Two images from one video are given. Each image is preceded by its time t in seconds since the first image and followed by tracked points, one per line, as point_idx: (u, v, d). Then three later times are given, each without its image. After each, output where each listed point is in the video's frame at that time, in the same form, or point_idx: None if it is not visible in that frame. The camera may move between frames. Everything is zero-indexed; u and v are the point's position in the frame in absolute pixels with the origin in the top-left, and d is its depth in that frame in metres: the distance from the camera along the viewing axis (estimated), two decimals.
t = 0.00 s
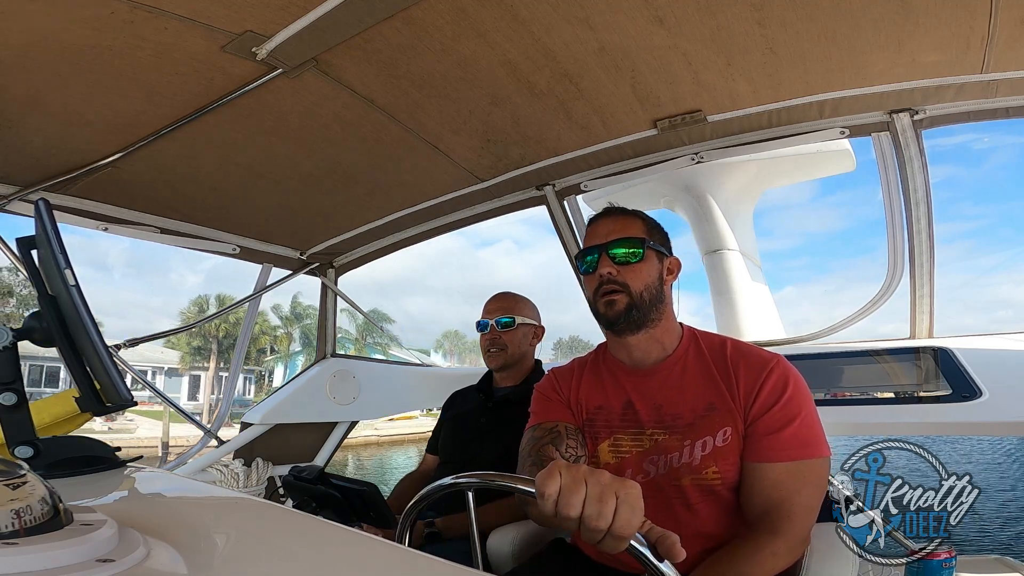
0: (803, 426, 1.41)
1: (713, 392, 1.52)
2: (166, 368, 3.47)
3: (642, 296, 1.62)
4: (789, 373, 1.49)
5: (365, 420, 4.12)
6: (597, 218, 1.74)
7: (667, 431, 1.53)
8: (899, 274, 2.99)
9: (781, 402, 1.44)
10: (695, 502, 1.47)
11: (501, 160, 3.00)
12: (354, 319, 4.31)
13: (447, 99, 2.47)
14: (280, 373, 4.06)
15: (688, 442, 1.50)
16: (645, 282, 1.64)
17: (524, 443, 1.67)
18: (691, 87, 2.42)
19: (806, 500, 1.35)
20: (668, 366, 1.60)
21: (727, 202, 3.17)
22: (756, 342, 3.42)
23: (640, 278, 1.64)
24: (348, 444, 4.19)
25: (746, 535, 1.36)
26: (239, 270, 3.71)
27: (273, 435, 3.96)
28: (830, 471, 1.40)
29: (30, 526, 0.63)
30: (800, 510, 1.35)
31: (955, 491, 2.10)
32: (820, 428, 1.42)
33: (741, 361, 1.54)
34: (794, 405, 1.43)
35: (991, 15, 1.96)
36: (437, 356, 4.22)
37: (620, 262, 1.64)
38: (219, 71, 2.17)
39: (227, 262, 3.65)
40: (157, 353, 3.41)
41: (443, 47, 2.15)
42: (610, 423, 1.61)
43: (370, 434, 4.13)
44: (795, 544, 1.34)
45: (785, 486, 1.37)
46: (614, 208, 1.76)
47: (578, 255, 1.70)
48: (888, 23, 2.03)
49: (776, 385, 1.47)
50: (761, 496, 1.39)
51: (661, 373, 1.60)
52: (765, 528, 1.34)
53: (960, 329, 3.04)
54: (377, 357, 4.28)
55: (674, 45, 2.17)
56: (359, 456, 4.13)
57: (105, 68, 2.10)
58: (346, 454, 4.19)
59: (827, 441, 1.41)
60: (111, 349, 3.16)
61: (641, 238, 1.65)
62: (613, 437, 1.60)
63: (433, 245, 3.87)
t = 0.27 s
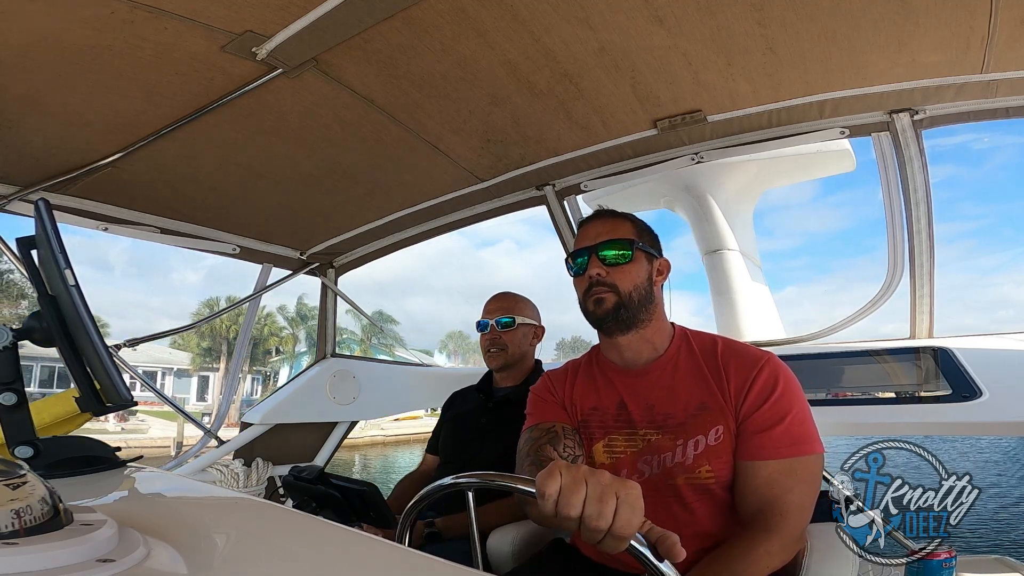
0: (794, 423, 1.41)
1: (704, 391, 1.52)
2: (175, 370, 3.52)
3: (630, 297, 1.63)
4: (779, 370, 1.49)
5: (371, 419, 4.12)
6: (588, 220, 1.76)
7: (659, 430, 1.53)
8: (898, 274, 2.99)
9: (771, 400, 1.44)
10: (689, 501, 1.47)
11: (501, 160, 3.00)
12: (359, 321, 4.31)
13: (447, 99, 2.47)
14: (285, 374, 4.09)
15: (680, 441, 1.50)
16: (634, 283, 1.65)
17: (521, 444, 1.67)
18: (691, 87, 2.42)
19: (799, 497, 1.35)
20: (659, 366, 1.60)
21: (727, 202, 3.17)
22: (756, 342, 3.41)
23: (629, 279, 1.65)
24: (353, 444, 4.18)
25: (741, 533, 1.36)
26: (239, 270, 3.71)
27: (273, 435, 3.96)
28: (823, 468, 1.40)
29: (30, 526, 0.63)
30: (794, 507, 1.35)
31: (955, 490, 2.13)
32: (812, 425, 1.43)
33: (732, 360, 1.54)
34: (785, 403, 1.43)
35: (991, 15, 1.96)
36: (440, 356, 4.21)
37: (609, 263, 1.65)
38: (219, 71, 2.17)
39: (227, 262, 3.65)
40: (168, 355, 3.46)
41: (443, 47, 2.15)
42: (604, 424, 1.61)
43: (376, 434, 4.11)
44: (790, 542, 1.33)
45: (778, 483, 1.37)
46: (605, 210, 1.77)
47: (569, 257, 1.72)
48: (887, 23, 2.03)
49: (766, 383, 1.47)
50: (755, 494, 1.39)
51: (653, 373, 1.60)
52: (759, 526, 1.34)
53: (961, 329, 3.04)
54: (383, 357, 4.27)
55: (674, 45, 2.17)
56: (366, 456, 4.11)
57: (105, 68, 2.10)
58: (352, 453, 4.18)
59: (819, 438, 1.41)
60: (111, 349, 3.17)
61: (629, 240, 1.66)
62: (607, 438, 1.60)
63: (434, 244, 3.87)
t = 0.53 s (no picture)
0: (790, 422, 1.42)
1: (700, 391, 1.52)
2: (185, 370, 3.59)
3: (636, 299, 1.63)
4: (774, 369, 1.49)
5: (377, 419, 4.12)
6: (589, 220, 1.74)
7: (656, 431, 1.53)
8: (899, 275, 2.99)
9: (767, 400, 1.44)
10: (686, 502, 1.47)
11: (501, 160, 3.00)
12: (365, 318, 4.28)
13: (447, 99, 2.47)
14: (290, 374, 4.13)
15: (677, 442, 1.50)
16: (638, 284, 1.65)
17: (519, 446, 1.67)
18: (691, 87, 2.42)
19: (797, 496, 1.35)
20: (656, 367, 1.60)
21: (727, 202, 3.17)
22: (756, 342, 3.41)
23: (634, 280, 1.65)
24: (360, 442, 4.17)
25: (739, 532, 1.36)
26: (239, 270, 3.71)
27: (273, 435, 3.96)
28: (820, 467, 1.41)
29: (30, 526, 0.63)
30: (792, 506, 1.35)
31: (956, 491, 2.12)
32: (808, 424, 1.43)
33: (728, 359, 1.54)
34: (781, 401, 1.44)
35: (991, 15, 1.96)
36: (443, 356, 4.20)
37: (615, 264, 1.64)
38: (219, 71, 2.17)
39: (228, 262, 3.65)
40: (177, 356, 3.52)
41: (443, 47, 2.15)
42: (601, 425, 1.61)
43: (383, 434, 4.11)
44: (788, 541, 1.33)
45: (775, 483, 1.37)
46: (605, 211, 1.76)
47: (571, 256, 1.70)
48: (888, 23, 2.03)
49: (762, 382, 1.47)
50: (753, 494, 1.39)
51: (649, 373, 1.60)
52: (757, 525, 1.34)
53: (961, 329, 3.04)
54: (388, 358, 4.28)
55: (674, 45, 2.17)
56: (372, 456, 4.10)
57: (105, 68, 2.10)
58: (358, 452, 4.17)
59: (816, 436, 1.42)
60: (112, 348, 3.15)
61: (635, 241, 1.66)
62: (605, 439, 1.60)
63: (434, 244, 3.87)
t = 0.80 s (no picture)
0: (793, 425, 1.42)
1: (703, 393, 1.52)
2: (193, 370, 3.63)
3: (650, 301, 1.62)
4: (779, 373, 1.49)
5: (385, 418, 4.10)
6: (607, 215, 1.71)
7: (658, 433, 1.53)
8: (898, 275, 2.99)
9: (771, 403, 1.44)
10: (687, 504, 1.47)
11: (501, 160, 3.00)
12: (371, 318, 4.28)
13: (447, 99, 2.47)
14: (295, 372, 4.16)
15: (679, 444, 1.50)
16: (652, 287, 1.64)
17: (518, 446, 1.67)
18: (691, 87, 2.42)
19: (798, 500, 1.36)
20: (658, 368, 1.60)
21: (727, 202, 3.17)
22: (756, 342, 3.42)
23: (649, 282, 1.64)
24: (365, 442, 4.15)
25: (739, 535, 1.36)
26: (239, 270, 3.71)
27: (273, 435, 3.96)
28: (821, 471, 1.41)
29: (30, 526, 0.63)
30: (793, 510, 1.35)
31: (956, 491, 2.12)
32: (811, 428, 1.43)
33: (732, 361, 1.54)
34: (784, 404, 1.44)
35: (991, 15, 1.96)
36: (447, 357, 4.19)
37: (631, 264, 1.63)
38: (219, 71, 2.17)
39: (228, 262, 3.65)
40: (187, 357, 3.58)
41: (443, 47, 2.15)
42: (602, 426, 1.61)
43: (390, 433, 4.08)
44: (788, 544, 1.34)
45: (777, 486, 1.37)
46: (620, 207, 1.74)
47: (587, 252, 1.66)
48: (888, 23, 2.03)
49: (766, 385, 1.47)
50: (754, 496, 1.39)
51: (652, 375, 1.60)
52: (758, 528, 1.34)
53: (961, 328, 3.04)
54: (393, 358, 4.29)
55: (675, 45, 2.17)
56: (379, 456, 4.07)
57: (105, 68, 2.10)
58: (364, 451, 4.15)
59: (818, 440, 1.42)
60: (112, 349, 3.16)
61: (652, 242, 1.65)
62: (606, 440, 1.59)
63: (434, 244, 3.87)
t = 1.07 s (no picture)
0: (804, 431, 1.42)
1: (714, 396, 1.52)
2: (203, 371, 3.68)
3: (660, 301, 1.61)
4: (792, 378, 1.49)
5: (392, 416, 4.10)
6: (619, 211, 1.70)
7: (666, 435, 1.53)
8: (899, 275, 2.99)
9: (783, 408, 1.44)
10: (694, 507, 1.47)
11: (501, 160, 3.00)
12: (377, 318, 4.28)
13: (447, 99, 2.47)
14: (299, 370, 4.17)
15: (688, 447, 1.50)
16: (663, 286, 1.64)
17: (522, 445, 1.67)
18: (691, 87, 2.42)
19: (806, 505, 1.36)
20: (668, 370, 1.60)
21: (728, 201, 3.17)
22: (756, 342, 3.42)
23: (659, 281, 1.64)
24: (372, 441, 4.12)
25: (745, 538, 1.37)
26: (239, 270, 3.70)
27: (273, 436, 3.96)
28: (829, 477, 1.41)
29: (30, 526, 0.63)
30: (801, 515, 1.35)
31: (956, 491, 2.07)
32: (821, 434, 1.44)
33: (743, 365, 1.54)
34: (796, 410, 1.44)
35: (992, 15, 1.96)
36: (451, 356, 4.23)
37: (642, 263, 1.63)
38: (219, 71, 2.17)
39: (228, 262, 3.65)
40: (194, 356, 3.61)
41: (443, 47, 2.15)
42: (609, 426, 1.61)
43: (396, 433, 4.08)
44: (794, 548, 1.34)
45: (785, 492, 1.38)
46: (632, 204, 1.73)
47: (598, 249, 1.67)
48: (887, 23, 2.03)
49: (778, 390, 1.47)
50: (761, 501, 1.39)
51: (662, 376, 1.60)
52: (764, 532, 1.35)
53: (962, 328, 3.04)
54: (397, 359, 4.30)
55: (675, 45, 2.17)
56: (379, 455, 4.07)
57: (105, 68, 2.10)
58: (370, 451, 4.11)
59: (828, 446, 1.42)
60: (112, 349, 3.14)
61: (663, 241, 1.65)
62: (612, 440, 1.59)
63: (435, 244, 3.87)
